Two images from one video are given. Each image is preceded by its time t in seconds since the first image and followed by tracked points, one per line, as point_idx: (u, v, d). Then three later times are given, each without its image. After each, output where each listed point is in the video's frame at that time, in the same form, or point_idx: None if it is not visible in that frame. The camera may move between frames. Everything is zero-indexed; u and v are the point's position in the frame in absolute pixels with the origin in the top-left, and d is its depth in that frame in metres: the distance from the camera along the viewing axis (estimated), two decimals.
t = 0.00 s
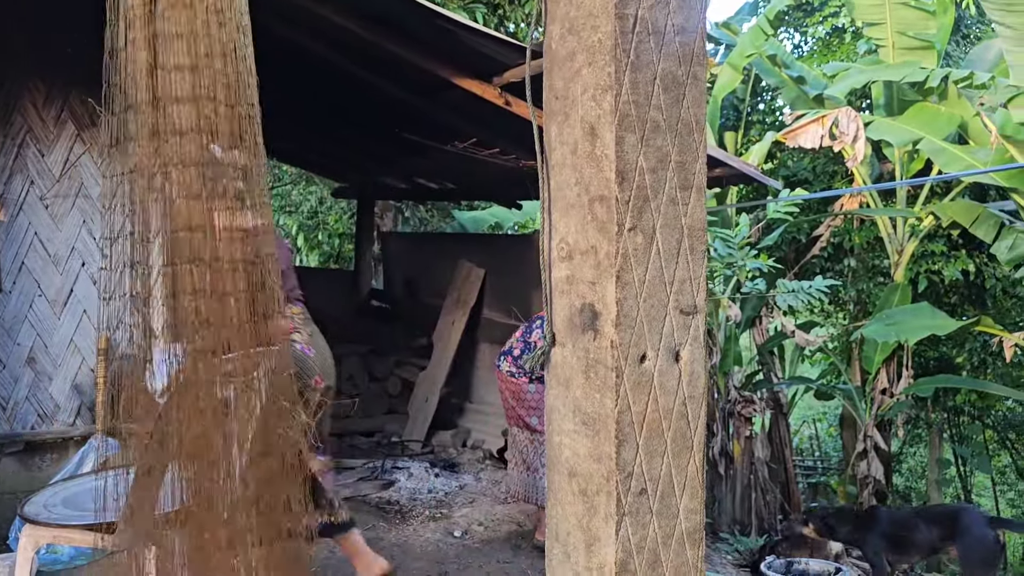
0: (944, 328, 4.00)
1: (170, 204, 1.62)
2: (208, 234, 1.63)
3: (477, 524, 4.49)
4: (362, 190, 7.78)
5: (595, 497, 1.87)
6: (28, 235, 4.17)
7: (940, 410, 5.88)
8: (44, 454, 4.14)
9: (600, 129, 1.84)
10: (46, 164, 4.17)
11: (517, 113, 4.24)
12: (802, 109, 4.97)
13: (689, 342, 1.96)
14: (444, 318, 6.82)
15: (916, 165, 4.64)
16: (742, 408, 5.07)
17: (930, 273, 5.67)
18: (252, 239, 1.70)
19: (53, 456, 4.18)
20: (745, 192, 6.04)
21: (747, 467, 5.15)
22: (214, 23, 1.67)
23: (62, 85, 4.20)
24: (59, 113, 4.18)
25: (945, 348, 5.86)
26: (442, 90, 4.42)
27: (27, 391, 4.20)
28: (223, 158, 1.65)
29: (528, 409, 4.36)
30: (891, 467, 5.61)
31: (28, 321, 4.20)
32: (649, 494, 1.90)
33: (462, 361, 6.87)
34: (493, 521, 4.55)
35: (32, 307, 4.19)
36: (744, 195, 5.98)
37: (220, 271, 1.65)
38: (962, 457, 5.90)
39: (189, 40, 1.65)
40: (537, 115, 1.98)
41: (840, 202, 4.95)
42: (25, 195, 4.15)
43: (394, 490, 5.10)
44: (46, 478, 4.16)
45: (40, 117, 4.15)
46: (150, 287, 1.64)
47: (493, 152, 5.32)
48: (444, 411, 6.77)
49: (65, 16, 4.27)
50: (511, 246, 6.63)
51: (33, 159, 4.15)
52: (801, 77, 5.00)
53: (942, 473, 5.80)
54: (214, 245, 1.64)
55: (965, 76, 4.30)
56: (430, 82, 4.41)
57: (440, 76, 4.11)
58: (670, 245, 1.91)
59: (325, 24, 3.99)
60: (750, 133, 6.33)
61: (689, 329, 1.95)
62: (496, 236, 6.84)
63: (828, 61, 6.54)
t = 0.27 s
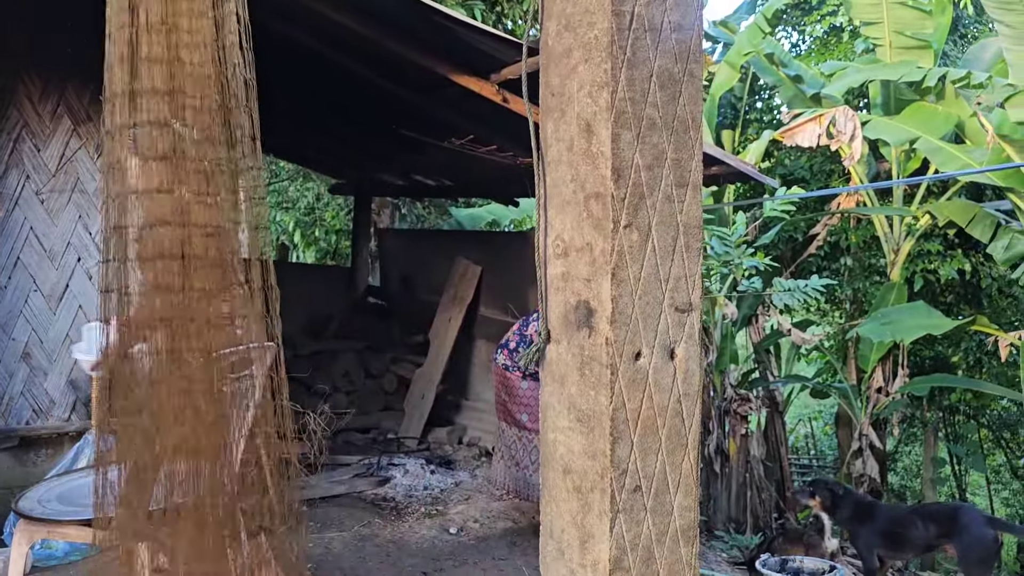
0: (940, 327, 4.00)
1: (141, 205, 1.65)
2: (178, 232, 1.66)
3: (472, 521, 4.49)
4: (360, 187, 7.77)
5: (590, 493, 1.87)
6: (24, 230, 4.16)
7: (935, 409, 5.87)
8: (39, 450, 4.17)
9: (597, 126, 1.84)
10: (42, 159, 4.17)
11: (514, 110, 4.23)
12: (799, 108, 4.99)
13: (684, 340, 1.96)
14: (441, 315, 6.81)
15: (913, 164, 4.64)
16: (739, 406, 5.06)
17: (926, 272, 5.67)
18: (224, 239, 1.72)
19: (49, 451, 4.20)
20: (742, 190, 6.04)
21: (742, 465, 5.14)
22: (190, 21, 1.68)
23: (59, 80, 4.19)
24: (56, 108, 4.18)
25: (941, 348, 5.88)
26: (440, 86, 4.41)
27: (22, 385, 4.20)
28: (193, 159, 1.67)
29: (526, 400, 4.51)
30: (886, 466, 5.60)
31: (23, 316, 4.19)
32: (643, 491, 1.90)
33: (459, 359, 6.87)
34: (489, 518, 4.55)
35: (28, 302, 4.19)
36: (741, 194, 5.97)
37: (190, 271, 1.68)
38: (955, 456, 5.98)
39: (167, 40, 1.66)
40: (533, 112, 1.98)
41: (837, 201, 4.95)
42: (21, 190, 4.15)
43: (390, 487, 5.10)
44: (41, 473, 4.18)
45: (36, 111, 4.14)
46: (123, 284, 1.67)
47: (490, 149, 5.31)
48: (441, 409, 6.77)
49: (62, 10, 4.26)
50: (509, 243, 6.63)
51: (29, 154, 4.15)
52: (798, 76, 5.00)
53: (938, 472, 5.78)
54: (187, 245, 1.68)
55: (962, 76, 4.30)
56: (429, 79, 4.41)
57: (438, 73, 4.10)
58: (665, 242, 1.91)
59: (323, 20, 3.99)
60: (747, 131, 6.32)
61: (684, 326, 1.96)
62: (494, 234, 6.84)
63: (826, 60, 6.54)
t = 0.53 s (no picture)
0: (937, 327, 4.00)
1: (97, 191, 1.41)
2: (150, 232, 1.43)
3: (469, 519, 4.49)
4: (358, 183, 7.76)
5: (588, 493, 1.87)
6: (21, 225, 4.16)
7: (933, 409, 5.89)
8: (35, 445, 4.16)
9: (597, 125, 1.83)
10: (39, 154, 4.17)
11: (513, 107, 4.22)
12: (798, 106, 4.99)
13: (684, 340, 1.96)
14: (438, 312, 6.80)
15: (912, 164, 4.64)
16: (737, 405, 5.05)
17: (924, 271, 5.69)
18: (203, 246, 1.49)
19: (45, 447, 4.20)
20: (741, 189, 6.02)
21: (739, 464, 5.15)
22: None
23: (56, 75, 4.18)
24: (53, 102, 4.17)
25: (938, 347, 5.88)
26: (439, 83, 4.40)
27: (18, 381, 4.20)
28: (161, 144, 1.43)
29: (516, 402, 4.43)
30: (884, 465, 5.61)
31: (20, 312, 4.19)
32: (642, 491, 1.89)
33: (456, 356, 6.86)
34: (486, 516, 4.54)
35: (24, 297, 4.18)
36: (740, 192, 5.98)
37: (163, 278, 1.45)
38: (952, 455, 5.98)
39: (142, 3, 1.42)
40: (533, 110, 1.97)
41: (836, 200, 4.95)
42: (18, 185, 4.14)
43: (387, 484, 5.09)
44: (37, 469, 4.18)
45: (32, 105, 4.14)
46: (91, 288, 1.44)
47: (489, 146, 5.30)
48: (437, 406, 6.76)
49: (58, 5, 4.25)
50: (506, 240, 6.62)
51: (26, 149, 4.16)
52: (797, 75, 5.02)
53: (935, 471, 5.79)
54: (145, 242, 1.43)
55: (962, 75, 4.30)
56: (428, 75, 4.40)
57: (436, 69, 4.09)
58: (665, 241, 1.91)
59: (321, 15, 3.98)
60: (746, 130, 6.33)
61: (684, 326, 1.95)
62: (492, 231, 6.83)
63: (826, 59, 6.53)
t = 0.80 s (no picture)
0: (936, 326, 4.01)
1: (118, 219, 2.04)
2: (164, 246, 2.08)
3: (467, 516, 4.48)
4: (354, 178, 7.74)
5: (589, 491, 1.87)
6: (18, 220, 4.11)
7: (930, 408, 5.96)
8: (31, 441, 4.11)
9: (600, 123, 1.82)
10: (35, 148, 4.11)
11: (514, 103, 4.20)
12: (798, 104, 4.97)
13: (686, 338, 1.95)
14: (436, 309, 6.79)
15: (911, 162, 4.65)
16: (735, 403, 5.09)
17: (923, 270, 5.71)
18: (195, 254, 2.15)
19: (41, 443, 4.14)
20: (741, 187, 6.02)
21: (737, 461, 5.20)
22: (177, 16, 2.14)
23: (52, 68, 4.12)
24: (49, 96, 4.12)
25: (936, 346, 5.89)
26: (439, 79, 4.38)
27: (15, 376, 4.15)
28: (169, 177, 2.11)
29: (516, 400, 4.41)
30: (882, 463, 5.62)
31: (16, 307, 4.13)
32: (643, 489, 1.89)
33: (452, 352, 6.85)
34: (484, 514, 4.54)
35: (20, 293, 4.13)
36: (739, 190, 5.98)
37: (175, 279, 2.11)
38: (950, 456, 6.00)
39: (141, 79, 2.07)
40: (536, 108, 1.97)
41: (836, 198, 4.95)
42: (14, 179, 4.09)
43: (385, 481, 5.09)
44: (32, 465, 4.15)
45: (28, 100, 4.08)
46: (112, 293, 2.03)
47: (489, 142, 5.28)
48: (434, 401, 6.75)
49: None
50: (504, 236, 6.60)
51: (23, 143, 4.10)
52: (798, 72, 5.01)
53: (932, 469, 5.82)
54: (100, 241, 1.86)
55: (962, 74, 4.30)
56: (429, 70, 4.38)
57: (435, 65, 4.07)
58: (668, 240, 1.90)
59: (319, 10, 3.96)
60: (746, 128, 6.33)
61: (687, 325, 1.94)
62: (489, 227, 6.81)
63: (826, 57, 6.53)
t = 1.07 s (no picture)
0: (934, 324, 4.01)
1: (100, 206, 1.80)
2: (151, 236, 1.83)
3: (465, 512, 4.49)
4: (353, 174, 7.73)
5: (587, 488, 1.87)
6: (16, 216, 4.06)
7: (928, 405, 5.94)
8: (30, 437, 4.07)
9: (599, 120, 1.82)
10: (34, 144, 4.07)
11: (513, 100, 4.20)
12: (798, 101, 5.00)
13: (684, 336, 1.95)
14: (435, 306, 6.79)
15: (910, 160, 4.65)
16: (733, 400, 5.10)
17: (922, 268, 5.71)
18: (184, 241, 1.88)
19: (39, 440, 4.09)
20: (739, 185, 6.02)
21: (735, 459, 5.21)
22: None
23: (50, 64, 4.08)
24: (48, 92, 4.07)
25: (934, 344, 5.89)
26: (439, 75, 4.37)
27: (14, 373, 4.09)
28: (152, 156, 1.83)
29: (514, 398, 4.42)
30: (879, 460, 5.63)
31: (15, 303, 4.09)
32: (641, 486, 1.89)
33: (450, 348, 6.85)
34: (482, 510, 4.54)
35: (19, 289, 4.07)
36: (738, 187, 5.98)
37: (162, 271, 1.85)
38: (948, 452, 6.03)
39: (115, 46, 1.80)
40: (535, 105, 1.97)
41: (834, 195, 4.95)
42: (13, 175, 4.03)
43: (383, 477, 5.09)
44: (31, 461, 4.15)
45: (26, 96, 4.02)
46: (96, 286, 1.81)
47: (488, 139, 5.26)
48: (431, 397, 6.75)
49: None
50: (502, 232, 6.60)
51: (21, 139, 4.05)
52: (797, 70, 5.01)
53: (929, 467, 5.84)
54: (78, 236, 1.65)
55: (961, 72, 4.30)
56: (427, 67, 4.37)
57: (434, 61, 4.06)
58: (666, 238, 1.90)
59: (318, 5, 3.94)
60: (745, 125, 6.33)
61: (685, 323, 1.95)
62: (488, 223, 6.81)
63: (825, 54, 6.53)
